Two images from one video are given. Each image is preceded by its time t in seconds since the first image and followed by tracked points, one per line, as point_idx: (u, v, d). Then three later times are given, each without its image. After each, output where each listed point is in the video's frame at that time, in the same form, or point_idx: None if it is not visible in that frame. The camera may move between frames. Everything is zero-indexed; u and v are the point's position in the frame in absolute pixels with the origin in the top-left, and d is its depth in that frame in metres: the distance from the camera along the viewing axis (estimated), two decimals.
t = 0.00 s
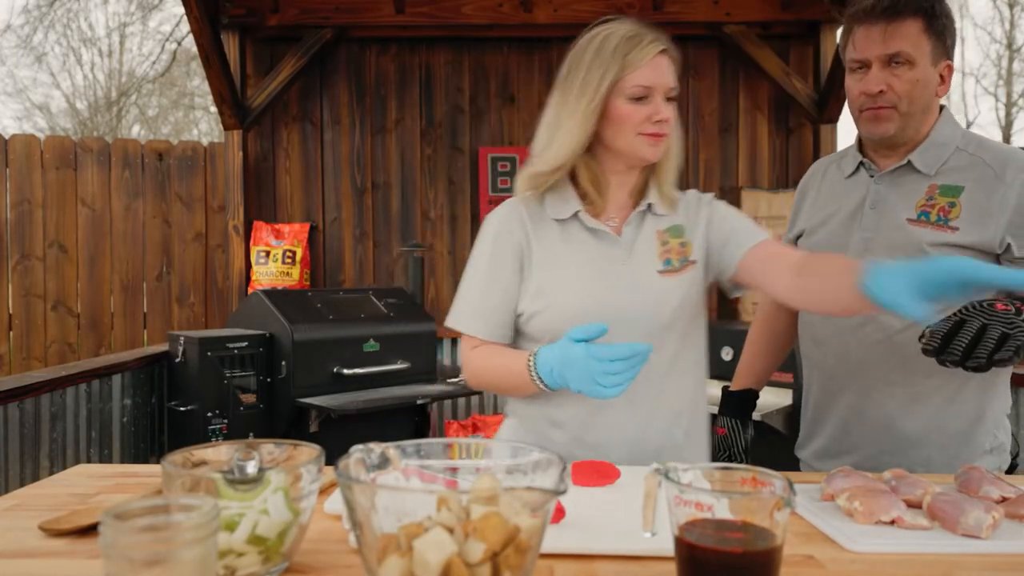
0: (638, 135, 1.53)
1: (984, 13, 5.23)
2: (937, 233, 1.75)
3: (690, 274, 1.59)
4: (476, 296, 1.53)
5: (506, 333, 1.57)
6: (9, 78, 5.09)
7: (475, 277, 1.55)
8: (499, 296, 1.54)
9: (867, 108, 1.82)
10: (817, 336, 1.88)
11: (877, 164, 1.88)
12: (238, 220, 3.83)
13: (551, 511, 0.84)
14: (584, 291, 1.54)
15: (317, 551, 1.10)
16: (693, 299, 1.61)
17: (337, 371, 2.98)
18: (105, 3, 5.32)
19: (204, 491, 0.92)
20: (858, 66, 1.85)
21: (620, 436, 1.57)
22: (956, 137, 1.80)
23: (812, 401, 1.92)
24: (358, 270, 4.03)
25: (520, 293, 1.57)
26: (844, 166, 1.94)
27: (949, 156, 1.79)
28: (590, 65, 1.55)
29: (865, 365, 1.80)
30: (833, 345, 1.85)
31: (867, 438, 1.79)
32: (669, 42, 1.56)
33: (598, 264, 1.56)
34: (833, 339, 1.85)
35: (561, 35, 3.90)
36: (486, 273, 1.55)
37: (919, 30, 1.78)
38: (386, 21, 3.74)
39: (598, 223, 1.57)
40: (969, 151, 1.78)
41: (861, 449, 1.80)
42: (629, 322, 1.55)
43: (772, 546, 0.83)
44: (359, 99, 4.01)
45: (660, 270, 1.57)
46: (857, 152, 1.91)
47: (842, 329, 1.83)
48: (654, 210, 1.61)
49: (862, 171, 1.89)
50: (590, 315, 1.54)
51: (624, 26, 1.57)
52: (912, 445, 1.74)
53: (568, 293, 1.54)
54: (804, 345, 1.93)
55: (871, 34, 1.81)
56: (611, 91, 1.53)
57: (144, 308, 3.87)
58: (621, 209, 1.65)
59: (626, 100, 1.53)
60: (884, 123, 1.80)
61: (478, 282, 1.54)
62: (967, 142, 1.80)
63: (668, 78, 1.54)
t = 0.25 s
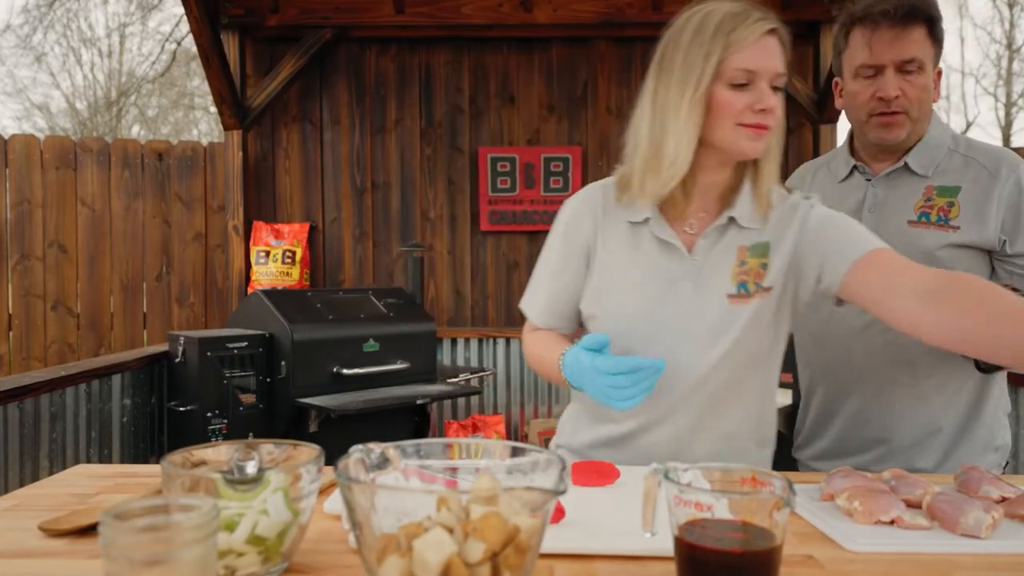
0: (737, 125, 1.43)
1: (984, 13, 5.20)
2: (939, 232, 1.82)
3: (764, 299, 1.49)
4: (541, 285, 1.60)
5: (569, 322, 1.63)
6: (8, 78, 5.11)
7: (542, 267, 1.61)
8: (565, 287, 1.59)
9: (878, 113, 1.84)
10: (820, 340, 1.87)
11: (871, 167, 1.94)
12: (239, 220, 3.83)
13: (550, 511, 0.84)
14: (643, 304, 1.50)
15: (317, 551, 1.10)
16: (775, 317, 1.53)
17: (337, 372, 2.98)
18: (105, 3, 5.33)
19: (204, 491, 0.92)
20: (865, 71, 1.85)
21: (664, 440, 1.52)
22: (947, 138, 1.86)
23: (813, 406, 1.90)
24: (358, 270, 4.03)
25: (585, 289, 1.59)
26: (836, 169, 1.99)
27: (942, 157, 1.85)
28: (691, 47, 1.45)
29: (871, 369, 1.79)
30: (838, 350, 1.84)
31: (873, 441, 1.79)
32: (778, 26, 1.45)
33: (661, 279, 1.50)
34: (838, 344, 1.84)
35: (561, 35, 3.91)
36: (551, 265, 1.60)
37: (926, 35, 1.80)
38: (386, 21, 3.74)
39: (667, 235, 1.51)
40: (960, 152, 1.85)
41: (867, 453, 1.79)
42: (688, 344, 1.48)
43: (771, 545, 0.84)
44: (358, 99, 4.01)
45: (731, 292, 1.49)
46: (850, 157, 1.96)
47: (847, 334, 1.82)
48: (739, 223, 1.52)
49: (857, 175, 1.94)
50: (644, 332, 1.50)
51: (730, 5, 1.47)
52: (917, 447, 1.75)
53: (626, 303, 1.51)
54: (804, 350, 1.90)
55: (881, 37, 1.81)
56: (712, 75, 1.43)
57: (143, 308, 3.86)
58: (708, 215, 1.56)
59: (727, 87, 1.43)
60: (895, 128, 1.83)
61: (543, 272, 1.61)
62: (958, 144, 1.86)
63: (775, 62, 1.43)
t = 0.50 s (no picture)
0: (798, 140, 1.44)
1: (981, 13, 5.22)
2: (958, 237, 1.90)
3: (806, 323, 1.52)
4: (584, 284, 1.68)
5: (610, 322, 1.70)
6: (6, 77, 5.15)
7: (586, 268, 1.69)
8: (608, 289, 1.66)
9: (902, 119, 1.85)
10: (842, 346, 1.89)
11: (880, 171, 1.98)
12: (237, 220, 3.83)
13: (549, 511, 0.84)
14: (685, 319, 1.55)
15: (316, 551, 1.10)
16: (819, 338, 1.57)
17: (335, 372, 2.98)
18: (102, 3, 5.27)
19: (202, 492, 0.92)
20: (885, 78, 1.86)
21: (702, 443, 1.58)
22: (953, 144, 1.93)
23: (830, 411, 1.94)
24: (356, 270, 4.03)
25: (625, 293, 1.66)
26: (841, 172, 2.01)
27: (952, 163, 1.92)
28: (757, 50, 1.47)
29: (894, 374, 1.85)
30: (861, 355, 1.87)
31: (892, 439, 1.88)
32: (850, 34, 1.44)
33: (701, 297, 1.55)
34: (858, 351, 1.87)
35: (559, 35, 3.90)
36: (593, 267, 1.67)
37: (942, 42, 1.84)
38: (385, 21, 3.74)
39: (712, 254, 1.55)
40: (967, 157, 1.93)
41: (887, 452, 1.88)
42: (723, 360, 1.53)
43: (769, 545, 0.84)
44: (357, 99, 4.00)
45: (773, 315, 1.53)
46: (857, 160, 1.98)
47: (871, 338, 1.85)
48: (788, 245, 1.56)
49: (867, 178, 1.97)
50: (683, 344, 1.55)
51: (806, 10, 1.47)
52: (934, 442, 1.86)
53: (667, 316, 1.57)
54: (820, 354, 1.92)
55: (904, 42, 1.83)
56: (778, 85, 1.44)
57: (140, 308, 3.85)
58: (758, 232, 1.60)
59: (792, 98, 1.44)
60: (919, 135, 1.85)
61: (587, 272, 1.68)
62: (963, 151, 1.95)
63: (846, 73, 1.43)
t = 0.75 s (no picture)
0: (812, 147, 1.44)
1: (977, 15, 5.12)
2: (986, 237, 1.98)
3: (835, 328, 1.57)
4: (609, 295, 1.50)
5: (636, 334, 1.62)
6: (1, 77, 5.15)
7: (613, 277, 1.52)
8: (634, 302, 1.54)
9: (938, 118, 1.92)
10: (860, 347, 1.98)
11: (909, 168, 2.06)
12: (234, 220, 3.83)
13: (546, 512, 0.84)
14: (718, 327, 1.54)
15: (312, 551, 1.10)
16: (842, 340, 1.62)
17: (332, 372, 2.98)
18: (98, 3, 5.32)
19: (198, 492, 0.92)
20: (924, 76, 1.92)
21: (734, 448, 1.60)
22: (982, 146, 2.01)
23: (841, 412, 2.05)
24: (353, 270, 4.03)
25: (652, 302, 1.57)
26: (868, 168, 2.09)
27: (981, 164, 2.00)
28: (768, 57, 1.45)
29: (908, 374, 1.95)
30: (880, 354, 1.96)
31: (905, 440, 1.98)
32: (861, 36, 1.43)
33: (733, 304, 1.55)
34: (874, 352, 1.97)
35: (556, 35, 3.90)
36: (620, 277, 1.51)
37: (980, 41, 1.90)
38: (382, 21, 3.73)
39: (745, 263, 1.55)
40: (996, 159, 2.01)
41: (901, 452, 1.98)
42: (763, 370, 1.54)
43: (765, 544, 0.84)
44: (354, 100, 4.00)
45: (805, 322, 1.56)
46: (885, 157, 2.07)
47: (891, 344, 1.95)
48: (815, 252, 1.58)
49: (895, 175, 2.06)
50: (723, 355, 1.54)
51: (820, 13, 1.45)
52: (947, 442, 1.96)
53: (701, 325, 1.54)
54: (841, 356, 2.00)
55: (943, 39, 1.88)
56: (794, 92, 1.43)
57: (136, 309, 3.84)
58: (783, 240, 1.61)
59: (808, 105, 1.43)
60: (953, 133, 1.92)
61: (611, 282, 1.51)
62: (990, 151, 2.03)
63: (861, 76, 1.42)
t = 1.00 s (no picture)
0: (816, 144, 1.38)
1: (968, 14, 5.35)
2: None
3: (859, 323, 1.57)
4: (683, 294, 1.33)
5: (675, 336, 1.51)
6: None
7: (691, 280, 1.33)
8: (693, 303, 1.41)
9: (988, 114, 1.77)
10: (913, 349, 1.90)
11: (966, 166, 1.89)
12: (227, 220, 3.82)
13: (539, 512, 0.84)
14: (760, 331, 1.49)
15: (307, 551, 1.10)
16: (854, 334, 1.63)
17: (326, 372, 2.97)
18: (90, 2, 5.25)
19: (191, 493, 0.92)
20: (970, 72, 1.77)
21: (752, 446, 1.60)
22: None
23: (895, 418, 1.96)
24: (347, 270, 4.02)
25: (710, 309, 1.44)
26: (919, 166, 1.94)
27: None
28: (761, 58, 1.40)
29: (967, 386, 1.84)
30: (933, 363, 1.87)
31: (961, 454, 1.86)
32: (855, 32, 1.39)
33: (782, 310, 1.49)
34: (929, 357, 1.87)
35: (550, 35, 3.90)
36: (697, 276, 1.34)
37: None
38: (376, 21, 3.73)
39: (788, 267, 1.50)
40: None
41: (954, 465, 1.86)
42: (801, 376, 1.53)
43: (759, 544, 0.84)
44: (348, 99, 3.99)
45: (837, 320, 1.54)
46: (938, 154, 1.90)
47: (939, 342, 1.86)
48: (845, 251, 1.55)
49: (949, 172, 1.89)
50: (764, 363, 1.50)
51: (809, 12, 1.41)
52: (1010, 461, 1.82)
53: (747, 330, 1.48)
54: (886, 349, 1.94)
55: (993, 31, 1.73)
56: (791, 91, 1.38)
57: (129, 309, 3.83)
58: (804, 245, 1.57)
59: (808, 103, 1.38)
60: (1006, 128, 1.76)
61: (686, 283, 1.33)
62: None
63: (858, 70, 1.37)
